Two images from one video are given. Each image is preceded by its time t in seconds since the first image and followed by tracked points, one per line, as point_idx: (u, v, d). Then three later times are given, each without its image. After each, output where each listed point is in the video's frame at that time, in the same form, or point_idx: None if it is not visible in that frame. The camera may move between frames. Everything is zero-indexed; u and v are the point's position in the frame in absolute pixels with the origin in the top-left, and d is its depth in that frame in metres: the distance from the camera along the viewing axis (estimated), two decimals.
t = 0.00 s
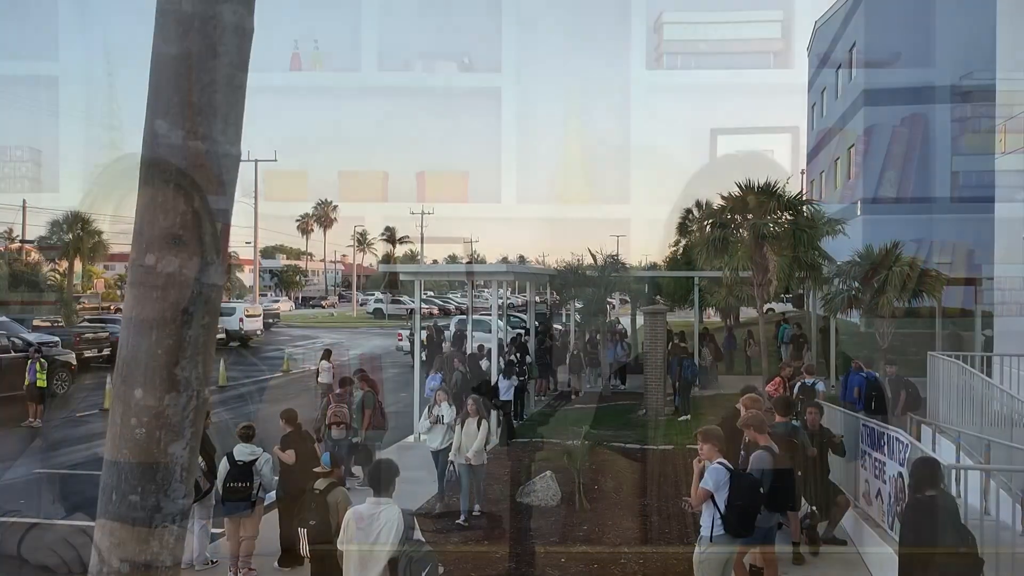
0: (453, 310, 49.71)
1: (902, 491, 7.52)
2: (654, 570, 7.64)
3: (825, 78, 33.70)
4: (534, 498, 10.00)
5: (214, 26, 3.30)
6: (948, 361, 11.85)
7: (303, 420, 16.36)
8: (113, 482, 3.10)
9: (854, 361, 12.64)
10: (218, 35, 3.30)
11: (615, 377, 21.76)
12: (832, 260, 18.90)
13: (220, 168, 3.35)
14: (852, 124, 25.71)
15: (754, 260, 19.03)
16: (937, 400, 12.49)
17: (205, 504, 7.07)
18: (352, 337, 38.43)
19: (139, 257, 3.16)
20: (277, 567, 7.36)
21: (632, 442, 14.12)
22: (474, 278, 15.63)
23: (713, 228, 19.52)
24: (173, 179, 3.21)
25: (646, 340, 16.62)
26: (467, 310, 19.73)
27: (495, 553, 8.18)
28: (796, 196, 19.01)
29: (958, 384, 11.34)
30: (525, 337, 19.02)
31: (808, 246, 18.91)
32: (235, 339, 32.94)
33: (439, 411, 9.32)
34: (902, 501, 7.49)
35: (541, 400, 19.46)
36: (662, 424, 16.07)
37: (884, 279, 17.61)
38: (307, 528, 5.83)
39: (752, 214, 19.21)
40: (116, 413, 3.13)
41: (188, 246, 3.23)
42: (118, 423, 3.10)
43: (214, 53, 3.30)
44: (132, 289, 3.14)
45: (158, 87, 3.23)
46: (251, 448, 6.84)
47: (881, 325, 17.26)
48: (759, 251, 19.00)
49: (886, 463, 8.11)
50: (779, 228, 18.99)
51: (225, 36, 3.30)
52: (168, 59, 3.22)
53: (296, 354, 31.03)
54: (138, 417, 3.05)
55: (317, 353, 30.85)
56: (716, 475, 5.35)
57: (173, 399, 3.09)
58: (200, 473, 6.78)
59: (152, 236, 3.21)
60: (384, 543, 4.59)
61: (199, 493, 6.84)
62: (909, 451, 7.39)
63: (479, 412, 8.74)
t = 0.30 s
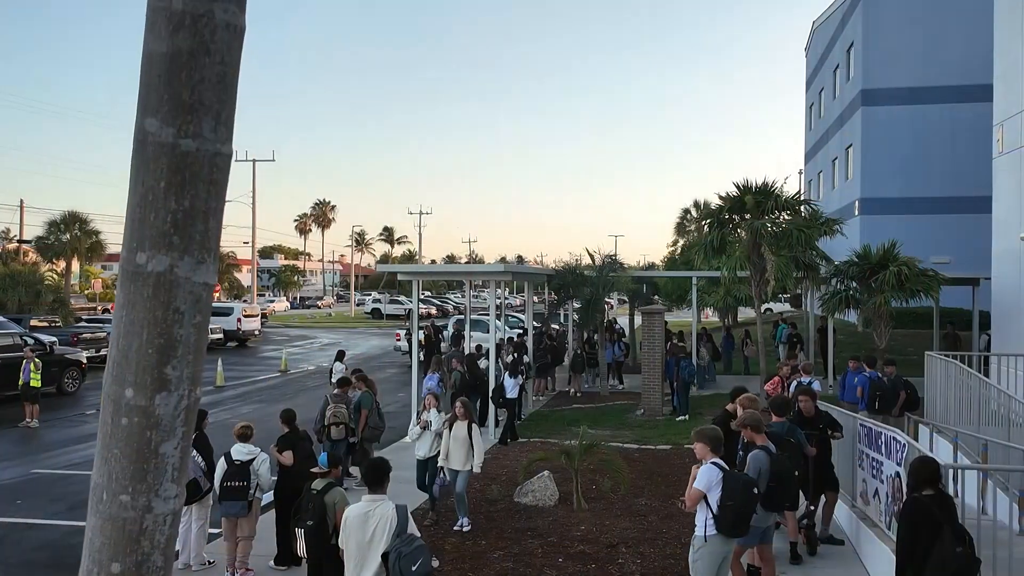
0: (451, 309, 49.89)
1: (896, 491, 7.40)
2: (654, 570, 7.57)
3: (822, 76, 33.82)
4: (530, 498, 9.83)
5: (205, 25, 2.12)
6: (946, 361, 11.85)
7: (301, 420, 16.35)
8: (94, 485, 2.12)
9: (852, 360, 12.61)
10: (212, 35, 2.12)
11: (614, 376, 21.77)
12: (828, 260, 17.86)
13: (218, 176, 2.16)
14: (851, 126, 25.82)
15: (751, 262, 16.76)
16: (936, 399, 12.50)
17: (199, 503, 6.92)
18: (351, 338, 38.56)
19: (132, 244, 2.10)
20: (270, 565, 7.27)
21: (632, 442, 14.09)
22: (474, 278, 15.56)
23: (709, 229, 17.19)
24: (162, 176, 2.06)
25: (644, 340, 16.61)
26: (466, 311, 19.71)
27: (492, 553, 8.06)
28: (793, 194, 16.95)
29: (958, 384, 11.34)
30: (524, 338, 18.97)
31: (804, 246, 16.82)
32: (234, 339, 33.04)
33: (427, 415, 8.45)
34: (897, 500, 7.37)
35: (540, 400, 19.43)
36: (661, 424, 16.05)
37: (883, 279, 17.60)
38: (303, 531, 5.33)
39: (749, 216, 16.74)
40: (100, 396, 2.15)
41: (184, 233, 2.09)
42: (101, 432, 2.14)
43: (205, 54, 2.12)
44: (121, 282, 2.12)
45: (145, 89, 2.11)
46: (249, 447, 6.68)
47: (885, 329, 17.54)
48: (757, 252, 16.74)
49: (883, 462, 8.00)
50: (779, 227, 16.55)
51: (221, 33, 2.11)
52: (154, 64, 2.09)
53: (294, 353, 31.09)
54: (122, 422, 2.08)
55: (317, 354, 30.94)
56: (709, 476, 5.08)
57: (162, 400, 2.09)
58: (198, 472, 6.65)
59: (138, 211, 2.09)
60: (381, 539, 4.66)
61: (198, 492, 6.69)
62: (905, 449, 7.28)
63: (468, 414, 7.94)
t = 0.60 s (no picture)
0: (449, 309, 49.95)
1: (892, 490, 7.40)
2: (651, 569, 7.57)
3: (820, 76, 33.88)
4: (527, 498, 9.83)
5: (191, 23, 2.11)
6: (941, 361, 11.87)
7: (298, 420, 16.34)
8: (80, 485, 2.10)
9: (848, 360, 12.62)
10: (198, 33, 2.11)
11: (611, 376, 21.78)
12: (824, 260, 17.88)
13: (205, 175, 2.14)
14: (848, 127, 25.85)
15: (748, 262, 16.70)
16: (932, 399, 12.52)
17: (197, 503, 6.90)
18: (349, 338, 38.56)
19: (118, 242, 2.09)
20: (266, 565, 7.26)
21: (629, 442, 14.10)
22: (471, 278, 15.54)
23: (705, 229, 17.17)
24: (150, 176, 2.05)
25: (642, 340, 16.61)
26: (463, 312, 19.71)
27: (488, 553, 8.05)
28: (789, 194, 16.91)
29: (954, 384, 11.36)
30: (521, 338, 18.97)
31: (800, 246, 16.80)
32: (232, 339, 33.05)
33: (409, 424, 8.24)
34: (893, 500, 7.38)
35: (537, 400, 19.42)
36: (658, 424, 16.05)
37: (879, 279, 17.61)
38: (297, 531, 5.31)
39: (746, 216, 16.74)
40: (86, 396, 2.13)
41: (170, 231, 2.07)
42: (87, 433, 2.12)
43: (191, 52, 2.11)
44: (107, 281, 2.11)
45: (131, 88, 2.09)
46: (245, 447, 6.67)
47: (882, 329, 17.58)
48: (754, 252, 16.70)
49: (879, 462, 8.00)
50: (775, 227, 16.57)
51: (207, 31, 2.10)
52: (140, 63, 2.07)
53: (292, 353, 31.09)
54: (108, 422, 2.06)
55: (314, 354, 30.95)
56: (691, 476, 5.13)
57: (149, 400, 2.07)
58: (197, 471, 6.65)
59: (124, 209, 2.07)
60: (372, 534, 4.65)
61: (196, 492, 6.69)
62: (901, 449, 7.29)
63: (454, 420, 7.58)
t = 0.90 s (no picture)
0: (444, 309, 49.95)
1: (886, 489, 7.42)
2: (646, 569, 7.57)
3: (814, 76, 33.96)
4: (522, 498, 9.82)
5: (177, 20, 2.09)
6: (935, 361, 11.91)
7: (293, 421, 16.29)
8: (66, 485, 2.07)
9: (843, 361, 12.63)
10: (184, 30, 2.10)
11: (606, 376, 21.76)
12: (819, 260, 17.91)
13: (191, 172, 2.13)
14: (843, 127, 25.91)
15: (743, 261, 16.76)
16: (927, 399, 12.55)
17: (192, 503, 6.89)
18: (344, 338, 38.51)
19: (104, 240, 2.07)
20: (260, 566, 7.25)
21: (624, 441, 14.09)
22: (466, 278, 15.54)
23: (700, 229, 17.23)
24: (136, 174, 2.03)
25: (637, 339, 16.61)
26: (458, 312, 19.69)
27: (483, 553, 8.04)
28: (784, 194, 16.96)
29: (948, 384, 11.39)
30: (516, 338, 18.94)
31: (795, 246, 16.82)
32: (226, 339, 32.97)
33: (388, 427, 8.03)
34: (886, 499, 7.39)
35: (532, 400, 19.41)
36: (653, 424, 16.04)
37: (874, 278, 17.65)
38: (291, 531, 5.30)
39: (741, 216, 16.80)
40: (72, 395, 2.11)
41: (157, 229, 2.06)
42: (73, 433, 2.09)
43: (178, 50, 2.09)
44: (93, 280, 2.09)
45: (117, 85, 2.07)
46: (239, 447, 6.67)
47: (877, 329, 17.61)
48: (748, 252, 16.77)
49: (873, 462, 8.01)
50: (770, 227, 16.60)
51: (193, 28, 2.08)
52: (126, 60, 2.05)
53: (286, 353, 31.03)
54: (94, 421, 2.04)
55: (309, 354, 30.89)
56: (667, 478, 5.31)
57: (135, 400, 2.05)
58: (194, 472, 6.66)
59: (110, 207, 2.05)
60: (369, 531, 4.65)
61: (193, 492, 6.68)
62: (895, 448, 7.30)
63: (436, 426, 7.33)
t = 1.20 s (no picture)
0: (438, 309, 49.91)
1: (877, 489, 7.44)
2: (638, 569, 7.57)
3: (806, 76, 34.04)
4: (514, 498, 9.80)
5: (157, 18, 2.05)
6: (926, 359, 11.94)
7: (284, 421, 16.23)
8: (45, 486, 2.02)
9: (835, 359, 12.65)
10: (164, 28, 2.05)
11: (599, 376, 21.75)
12: (811, 260, 17.95)
13: (172, 172, 2.08)
14: (835, 127, 25.97)
15: (735, 261, 16.78)
16: (917, 398, 12.60)
17: (182, 503, 6.83)
18: (337, 338, 38.42)
19: (84, 241, 2.02)
20: (251, 566, 7.21)
21: (617, 441, 14.10)
22: (458, 278, 15.50)
23: (693, 229, 17.25)
24: (115, 171, 1.98)
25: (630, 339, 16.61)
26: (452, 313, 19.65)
27: (476, 553, 8.03)
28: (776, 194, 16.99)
29: (939, 382, 11.44)
30: (509, 338, 18.88)
31: (787, 246, 16.85)
32: (219, 340, 32.86)
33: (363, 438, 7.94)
34: (877, 498, 7.41)
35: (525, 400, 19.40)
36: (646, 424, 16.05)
37: (866, 278, 17.69)
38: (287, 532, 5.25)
39: (733, 215, 16.81)
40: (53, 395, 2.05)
41: (136, 228, 2.00)
42: (54, 432, 2.04)
43: (158, 47, 2.05)
44: (73, 279, 2.03)
45: (97, 83, 2.03)
46: (229, 447, 6.59)
47: (868, 328, 17.65)
48: (741, 252, 16.78)
49: (864, 461, 8.03)
50: (763, 227, 16.63)
51: (173, 25, 2.04)
52: (105, 58, 2.01)
53: (279, 353, 30.94)
54: (74, 422, 1.98)
55: (301, 354, 30.81)
56: (647, 477, 5.34)
57: (115, 401, 1.99)
58: (182, 472, 6.57)
59: (89, 206, 2.00)
60: (369, 528, 4.65)
61: (182, 492, 6.62)
62: (886, 447, 7.32)
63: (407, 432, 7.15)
